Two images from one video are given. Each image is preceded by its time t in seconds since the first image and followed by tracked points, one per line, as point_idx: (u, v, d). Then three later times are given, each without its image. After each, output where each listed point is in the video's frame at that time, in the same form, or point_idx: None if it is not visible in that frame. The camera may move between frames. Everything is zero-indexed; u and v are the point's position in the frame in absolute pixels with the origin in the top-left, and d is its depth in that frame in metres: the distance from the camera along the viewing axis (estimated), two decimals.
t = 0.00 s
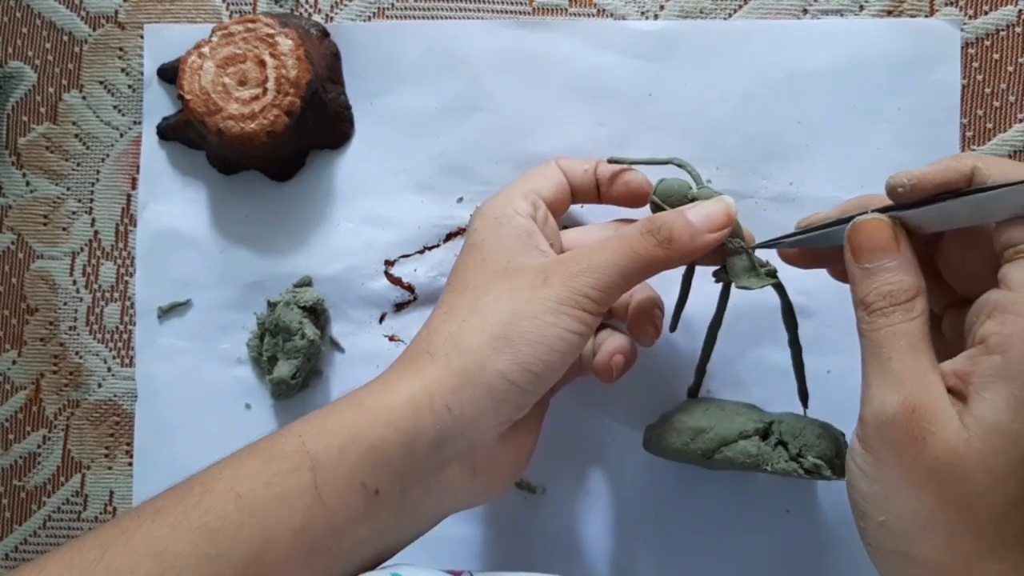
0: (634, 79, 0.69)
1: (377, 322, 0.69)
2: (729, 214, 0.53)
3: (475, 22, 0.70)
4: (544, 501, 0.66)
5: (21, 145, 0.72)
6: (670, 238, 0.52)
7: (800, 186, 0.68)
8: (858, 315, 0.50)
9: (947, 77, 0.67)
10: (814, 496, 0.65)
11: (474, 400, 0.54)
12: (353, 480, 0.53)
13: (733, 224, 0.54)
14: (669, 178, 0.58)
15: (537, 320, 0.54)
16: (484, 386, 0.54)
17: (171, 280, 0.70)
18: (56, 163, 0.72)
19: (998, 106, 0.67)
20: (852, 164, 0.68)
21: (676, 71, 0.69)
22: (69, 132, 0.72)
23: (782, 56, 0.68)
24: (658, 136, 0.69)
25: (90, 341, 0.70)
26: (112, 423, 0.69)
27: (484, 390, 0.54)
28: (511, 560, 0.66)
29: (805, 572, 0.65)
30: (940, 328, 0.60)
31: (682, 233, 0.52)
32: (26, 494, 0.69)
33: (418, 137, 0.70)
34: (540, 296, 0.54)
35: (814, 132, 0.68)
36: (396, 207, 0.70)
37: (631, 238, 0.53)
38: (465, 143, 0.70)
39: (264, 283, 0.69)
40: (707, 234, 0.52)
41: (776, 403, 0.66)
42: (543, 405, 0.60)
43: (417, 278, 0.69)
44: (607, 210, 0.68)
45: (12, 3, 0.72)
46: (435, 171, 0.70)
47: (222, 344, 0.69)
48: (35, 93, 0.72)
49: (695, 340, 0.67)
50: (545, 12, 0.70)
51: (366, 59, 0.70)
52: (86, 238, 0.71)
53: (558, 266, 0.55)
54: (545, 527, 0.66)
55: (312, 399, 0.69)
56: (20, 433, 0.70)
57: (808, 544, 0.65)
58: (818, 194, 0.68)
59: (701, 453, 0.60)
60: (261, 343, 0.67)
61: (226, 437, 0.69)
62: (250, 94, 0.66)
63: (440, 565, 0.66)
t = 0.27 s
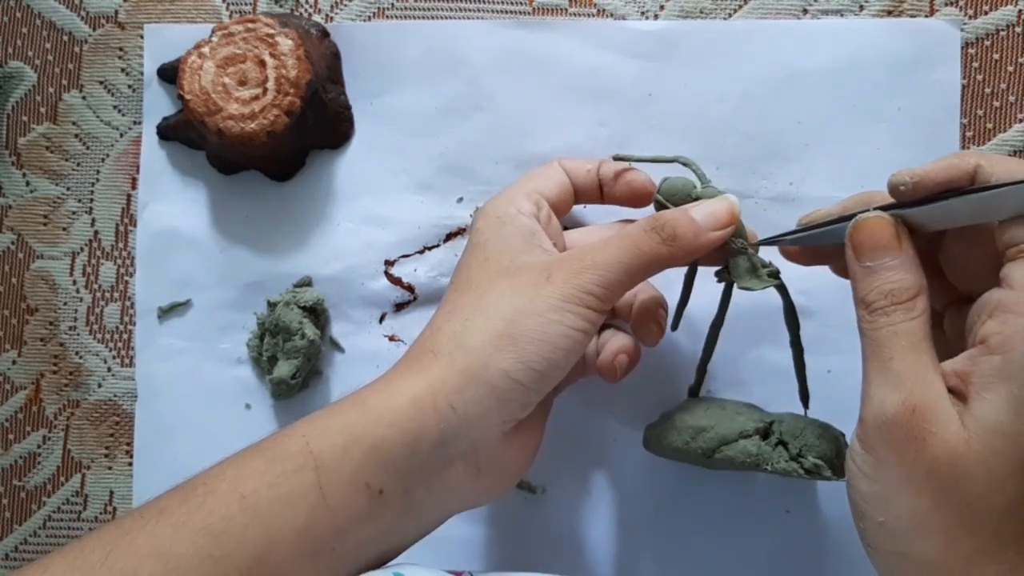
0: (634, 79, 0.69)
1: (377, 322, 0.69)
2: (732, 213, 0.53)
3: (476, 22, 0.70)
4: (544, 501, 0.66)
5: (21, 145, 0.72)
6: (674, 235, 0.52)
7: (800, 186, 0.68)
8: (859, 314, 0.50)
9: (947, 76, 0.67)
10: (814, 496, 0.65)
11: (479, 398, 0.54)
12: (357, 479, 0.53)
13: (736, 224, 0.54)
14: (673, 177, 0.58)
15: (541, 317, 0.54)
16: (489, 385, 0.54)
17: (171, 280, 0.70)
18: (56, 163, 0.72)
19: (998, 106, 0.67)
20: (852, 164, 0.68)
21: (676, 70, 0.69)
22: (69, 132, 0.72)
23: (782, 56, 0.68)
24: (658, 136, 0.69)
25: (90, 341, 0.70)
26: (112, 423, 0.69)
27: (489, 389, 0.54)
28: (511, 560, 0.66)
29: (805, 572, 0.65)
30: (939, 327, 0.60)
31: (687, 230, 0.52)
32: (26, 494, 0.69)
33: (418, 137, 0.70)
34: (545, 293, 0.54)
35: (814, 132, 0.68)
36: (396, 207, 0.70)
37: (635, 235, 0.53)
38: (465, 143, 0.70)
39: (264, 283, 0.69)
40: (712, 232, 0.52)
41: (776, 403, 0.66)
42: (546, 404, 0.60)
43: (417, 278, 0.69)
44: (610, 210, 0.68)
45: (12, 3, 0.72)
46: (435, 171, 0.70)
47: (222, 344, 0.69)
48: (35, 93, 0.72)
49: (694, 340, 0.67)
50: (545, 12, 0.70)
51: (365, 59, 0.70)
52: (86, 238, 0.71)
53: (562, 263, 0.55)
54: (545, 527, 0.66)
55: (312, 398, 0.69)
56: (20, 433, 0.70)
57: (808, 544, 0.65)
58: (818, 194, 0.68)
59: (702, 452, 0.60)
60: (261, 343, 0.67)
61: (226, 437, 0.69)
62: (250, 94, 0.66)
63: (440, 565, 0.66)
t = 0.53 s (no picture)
0: (634, 79, 0.69)
1: (377, 322, 0.69)
2: (732, 212, 0.53)
3: (476, 22, 0.70)
4: (544, 501, 0.66)
5: (21, 145, 0.72)
6: (674, 233, 0.52)
7: (800, 186, 0.68)
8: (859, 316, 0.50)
9: (947, 76, 0.67)
10: (814, 496, 0.65)
11: (480, 397, 0.54)
12: (358, 479, 0.53)
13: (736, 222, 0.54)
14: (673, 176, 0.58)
15: (540, 315, 0.54)
16: (490, 383, 0.54)
17: (171, 280, 0.70)
18: (56, 163, 0.72)
19: (998, 106, 0.67)
20: (852, 164, 0.68)
21: (676, 70, 0.69)
22: (69, 132, 0.72)
23: (782, 56, 0.68)
24: (658, 136, 0.69)
25: (90, 341, 0.70)
26: (112, 423, 0.69)
27: (490, 388, 0.54)
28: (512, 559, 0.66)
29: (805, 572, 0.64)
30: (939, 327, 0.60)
31: (688, 228, 0.52)
32: (26, 494, 0.69)
33: (418, 136, 0.70)
34: (546, 291, 0.54)
35: (814, 131, 0.68)
36: (396, 207, 0.70)
37: (636, 234, 0.53)
38: (466, 143, 0.70)
39: (264, 283, 0.69)
40: (713, 230, 0.52)
41: (776, 403, 0.66)
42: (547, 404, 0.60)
43: (416, 278, 0.69)
44: (610, 210, 0.68)
45: (12, 3, 0.72)
46: (435, 171, 0.70)
47: (223, 344, 0.69)
48: (35, 93, 0.72)
49: (695, 340, 0.67)
50: (545, 12, 0.70)
51: (366, 59, 0.70)
52: (86, 238, 0.71)
53: (563, 262, 0.55)
54: (545, 527, 0.66)
55: (312, 398, 0.69)
56: (20, 433, 0.70)
57: (808, 544, 0.65)
58: (818, 194, 0.68)
59: (702, 452, 0.60)
60: (261, 343, 0.67)
61: (226, 437, 0.69)
62: (250, 94, 0.66)
63: (440, 565, 0.66)
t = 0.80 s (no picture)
0: (634, 79, 0.69)
1: (377, 322, 0.69)
2: (732, 212, 0.53)
3: (476, 22, 0.70)
4: (544, 501, 0.66)
5: (21, 145, 0.72)
6: (674, 233, 0.52)
7: (800, 186, 0.68)
8: (864, 316, 0.50)
9: (947, 76, 0.67)
10: (814, 496, 0.65)
11: (480, 396, 0.54)
12: (358, 480, 0.53)
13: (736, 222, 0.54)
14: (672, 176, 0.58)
15: (539, 314, 0.54)
16: (490, 383, 0.54)
17: (171, 280, 0.70)
18: (56, 163, 0.72)
19: (998, 106, 0.67)
20: (852, 163, 0.68)
21: (676, 70, 0.69)
22: (69, 132, 0.72)
23: (782, 56, 0.68)
24: (658, 136, 0.69)
25: (90, 341, 0.70)
26: (112, 423, 0.69)
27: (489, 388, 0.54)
28: (512, 559, 0.66)
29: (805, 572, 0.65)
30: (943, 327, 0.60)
31: (688, 228, 0.52)
32: (26, 494, 0.69)
33: (418, 136, 0.70)
34: (546, 290, 0.54)
35: (814, 131, 0.68)
36: (396, 207, 0.70)
37: (635, 233, 0.53)
38: (466, 143, 0.70)
39: (264, 283, 0.69)
40: (712, 230, 0.52)
41: (776, 404, 0.66)
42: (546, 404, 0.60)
43: (416, 278, 0.69)
44: (610, 210, 0.68)
45: (12, 3, 0.72)
46: (435, 171, 0.70)
47: (222, 344, 0.69)
48: (35, 93, 0.72)
49: (694, 340, 0.67)
50: (545, 12, 0.70)
51: (365, 59, 0.70)
52: (86, 238, 0.71)
53: (563, 262, 0.55)
54: (545, 527, 0.66)
55: (312, 398, 0.69)
56: (20, 433, 0.70)
57: (808, 545, 0.65)
58: (818, 194, 0.67)
59: (701, 450, 0.60)
60: (261, 343, 0.67)
61: (227, 437, 0.69)
62: (250, 94, 0.66)
63: (440, 564, 0.66)
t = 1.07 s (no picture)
0: (634, 79, 0.69)
1: (377, 322, 0.69)
2: (737, 211, 0.53)
3: (476, 22, 0.70)
4: (544, 501, 0.66)
5: (21, 145, 0.72)
6: (676, 233, 0.52)
7: (799, 186, 0.68)
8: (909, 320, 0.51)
9: (947, 76, 0.67)
10: (815, 496, 0.65)
11: (481, 397, 0.54)
12: (360, 481, 0.53)
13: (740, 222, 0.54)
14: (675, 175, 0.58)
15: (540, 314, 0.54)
16: (491, 383, 0.54)
17: (171, 280, 0.70)
18: (56, 163, 0.72)
19: (998, 106, 0.67)
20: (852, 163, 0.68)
21: (675, 70, 0.69)
22: (69, 132, 0.72)
23: (781, 57, 0.68)
24: (658, 135, 0.69)
25: (90, 341, 0.70)
26: (112, 423, 0.69)
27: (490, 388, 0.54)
28: (512, 559, 0.66)
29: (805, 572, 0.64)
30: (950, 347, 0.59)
31: (690, 227, 0.52)
32: (26, 494, 0.69)
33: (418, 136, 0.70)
34: (547, 291, 0.54)
35: (814, 131, 0.68)
36: (396, 207, 0.70)
37: (638, 232, 0.53)
38: (465, 142, 0.70)
39: (264, 283, 0.69)
40: (715, 230, 0.52)
41: (776, 403, 0.66)
42: (550, 404, 0.60)
43: (416, 278, 0.69)
44: (610, 210, 0.68)
45: (12, 3, 0.72)
46: (436, 171, 0.70)
47: (222, 344, 0.69)
48: (35, 93, 0.72)
49: (695, 340, 0.67)
50: (544, 12, 0.70)
51: (365, 59, 0.70)
52: (85, 238, 0.71)
53: (565, 261, 0.55)
54: (545, 527, 0.66)
55: (312, 398, 0.69)
56: (20, 433, 0.70)
57: (809, 544, 0.65)
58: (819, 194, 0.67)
59: (701, 448, 0.60)
60: (261, 343, 0.67)
61: (227, 437, 0.69)
62: (250, 94, 0.66)
63: (440, 564, 0.66)
